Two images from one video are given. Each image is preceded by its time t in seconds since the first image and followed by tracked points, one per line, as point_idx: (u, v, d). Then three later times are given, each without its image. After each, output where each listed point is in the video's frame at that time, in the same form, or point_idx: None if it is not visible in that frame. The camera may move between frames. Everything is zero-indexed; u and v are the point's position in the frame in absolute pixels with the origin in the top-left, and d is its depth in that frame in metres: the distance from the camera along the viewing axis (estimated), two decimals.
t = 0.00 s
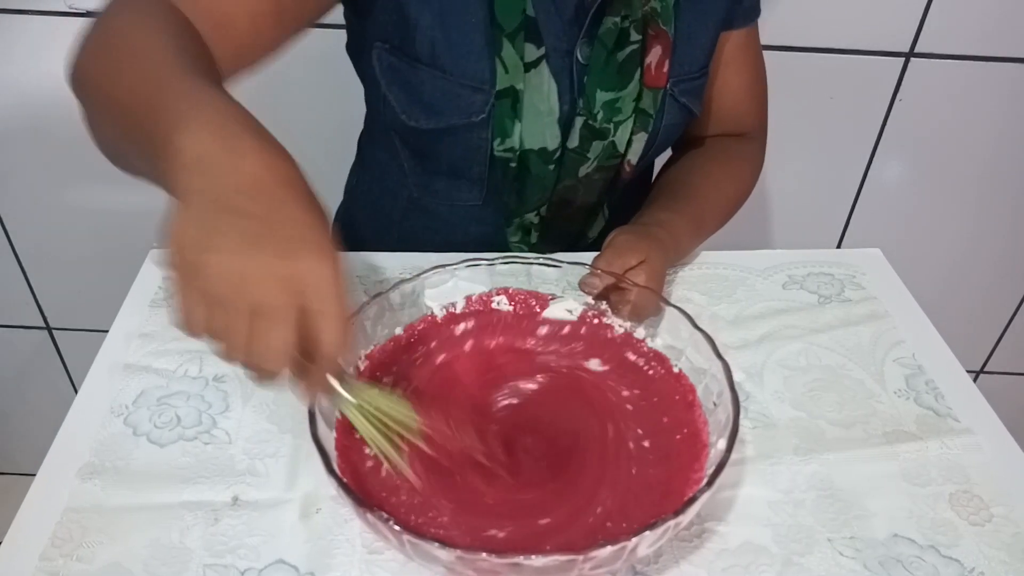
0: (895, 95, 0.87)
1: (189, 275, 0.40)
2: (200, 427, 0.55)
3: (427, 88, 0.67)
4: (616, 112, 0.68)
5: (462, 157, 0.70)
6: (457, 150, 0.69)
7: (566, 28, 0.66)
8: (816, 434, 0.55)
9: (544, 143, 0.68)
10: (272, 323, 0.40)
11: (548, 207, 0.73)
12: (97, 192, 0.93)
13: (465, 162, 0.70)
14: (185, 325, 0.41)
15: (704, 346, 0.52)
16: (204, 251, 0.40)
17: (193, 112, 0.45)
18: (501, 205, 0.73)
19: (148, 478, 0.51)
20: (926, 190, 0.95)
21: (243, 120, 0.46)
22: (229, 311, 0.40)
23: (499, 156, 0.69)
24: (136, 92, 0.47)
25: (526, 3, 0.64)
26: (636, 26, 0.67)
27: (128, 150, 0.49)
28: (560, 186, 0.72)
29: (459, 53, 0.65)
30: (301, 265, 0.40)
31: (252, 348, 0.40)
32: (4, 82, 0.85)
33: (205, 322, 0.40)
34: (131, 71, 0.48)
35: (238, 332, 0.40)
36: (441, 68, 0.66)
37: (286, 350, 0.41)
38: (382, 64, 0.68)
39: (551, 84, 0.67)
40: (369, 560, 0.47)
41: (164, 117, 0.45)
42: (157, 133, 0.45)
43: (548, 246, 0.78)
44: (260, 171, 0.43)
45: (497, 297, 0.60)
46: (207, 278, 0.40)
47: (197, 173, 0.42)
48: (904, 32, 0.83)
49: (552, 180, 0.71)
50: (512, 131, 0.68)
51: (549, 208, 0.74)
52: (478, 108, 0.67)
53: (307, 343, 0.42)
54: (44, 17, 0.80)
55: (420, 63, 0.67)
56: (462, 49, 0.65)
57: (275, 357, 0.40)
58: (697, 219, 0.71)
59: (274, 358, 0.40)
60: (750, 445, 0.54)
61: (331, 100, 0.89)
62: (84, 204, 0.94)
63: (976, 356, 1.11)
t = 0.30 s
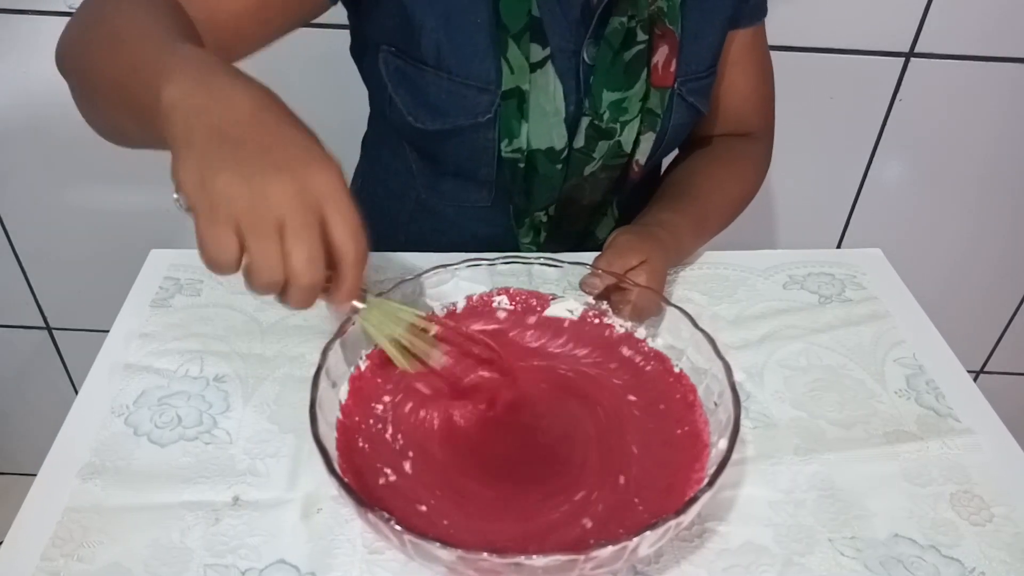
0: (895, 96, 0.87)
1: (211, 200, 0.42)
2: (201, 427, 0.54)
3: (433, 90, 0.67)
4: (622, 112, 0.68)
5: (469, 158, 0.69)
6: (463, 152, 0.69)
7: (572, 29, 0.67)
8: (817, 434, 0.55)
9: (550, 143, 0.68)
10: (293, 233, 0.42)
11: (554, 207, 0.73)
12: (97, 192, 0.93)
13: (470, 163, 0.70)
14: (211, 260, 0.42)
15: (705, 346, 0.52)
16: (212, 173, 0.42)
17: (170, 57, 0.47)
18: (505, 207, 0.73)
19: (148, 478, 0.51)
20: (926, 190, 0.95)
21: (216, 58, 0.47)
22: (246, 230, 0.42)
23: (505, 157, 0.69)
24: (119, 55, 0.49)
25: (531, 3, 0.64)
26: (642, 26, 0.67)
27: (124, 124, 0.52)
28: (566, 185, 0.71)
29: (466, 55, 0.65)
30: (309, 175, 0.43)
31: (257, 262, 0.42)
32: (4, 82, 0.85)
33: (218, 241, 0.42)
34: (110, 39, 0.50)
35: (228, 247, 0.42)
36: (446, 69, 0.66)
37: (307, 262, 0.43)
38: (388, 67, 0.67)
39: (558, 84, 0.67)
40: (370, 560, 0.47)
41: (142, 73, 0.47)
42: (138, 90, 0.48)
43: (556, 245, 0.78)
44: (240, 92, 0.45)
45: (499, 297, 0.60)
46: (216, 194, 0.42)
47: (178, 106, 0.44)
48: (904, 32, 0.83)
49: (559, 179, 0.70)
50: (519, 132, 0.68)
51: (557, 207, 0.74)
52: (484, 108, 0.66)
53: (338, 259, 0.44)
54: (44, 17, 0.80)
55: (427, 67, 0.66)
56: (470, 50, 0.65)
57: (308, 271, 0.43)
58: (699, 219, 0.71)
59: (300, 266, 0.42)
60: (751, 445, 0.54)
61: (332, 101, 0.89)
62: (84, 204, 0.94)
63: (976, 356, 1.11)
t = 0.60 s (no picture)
0: (895, 96, 0.87)
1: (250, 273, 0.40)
2: (202, 427, 0.55)
3: (426, 89, 0.67)
4: (618, 108, 0.68)
5: (462, 156, 0.70)
6: (458, 151, 0.70)
7: (568, 25, 0.66)
8: (818, 434, 0.55)
9: (541, 140, 0.68)
10: (333, 305, 0.40)
11: (548, 205, 0.73)
12: (97, 192, 0.93)
13: (464, 159, 0.70)
14: (237, 324, 0.39)
15: (706, 346, 0.52)
16: (243, 251, 0.41)
17: (207, 148, 0.46)
18: (499, 204, 0.74)
19: (149, 478, 0.51)
20: (926, 190, 0.95)
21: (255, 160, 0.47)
22: (286, 299, 0.39)
23: (495, 154, 0.69)
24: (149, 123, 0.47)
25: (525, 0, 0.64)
26: (639, 22, 0.67)
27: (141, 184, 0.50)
28: (560, 182, 0.71)
29: (457, 53, 0.65)
30: (339, 258, 0.42)
31: (292, 327, 0.39)
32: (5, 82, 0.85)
33: (252, 313, 0.39)
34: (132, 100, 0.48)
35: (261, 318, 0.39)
36: (439, 68, 0.66)
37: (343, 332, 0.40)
38: (383, 65, 0.68)
39: (550, 80, 0.67)
40: (372, 560, 0.47)
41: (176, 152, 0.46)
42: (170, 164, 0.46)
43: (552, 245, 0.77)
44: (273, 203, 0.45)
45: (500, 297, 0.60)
46: (253, 270, 0.40)
47: (216, 205, 0.44)
48: (904, 32, 0.83)
49: (550, 178, 0.71)
50: (509, 129, 0.68)
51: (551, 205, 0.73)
52: (476, 106, 0.67)
53: (370, 346, 0.42)
54: (44, 17, 0.80)
55: (419, 65, 0.67)
56: (464, 49, 0.65)
57: (336, 340, 0.39)
58: (699, 219, 0.71)
59: (336, 341, 0.39)
60: (751, 445, 0.54)
61: (332, 101, 0.89)
62: (84, 204, 0.94)
63: (976, 355, 1.11)
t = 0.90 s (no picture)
0: (895, 96, 0.87)
1: (326, 204, 0.43)
2: (202, 427, 0.54)
3: (435, 81, 0.67)
4: (622, 104, 0.68)
5: (470, 150, 0.70)
6: (466, 144, 0.69)
7: (574, 20, 0.67)
8: (818, 434, 0.55)
9: (551, 132, 0.68)
10: (406, 223, 0.43)
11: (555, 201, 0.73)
12: (97, 192, 0.93)
13: (472, 155, 0.70)
14: (332, 256, 0.43)
15: (707, 346, 0.53)
16: (319, 176, 0.43)
17: (249, 71, 0.46)
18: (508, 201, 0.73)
19: (150, 478, 0.51)
20: (926, 190, 0.95)
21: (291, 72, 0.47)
22: (367, 222, 0.43)
23: (505, 148, 0.69)
24: (180, 64, 0.47)
25: None
26: (645, 19, 0.67)
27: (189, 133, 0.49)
28: (568, 177, 0.72)
29: (467, 45, 0.65)
30: (404, 171, 0.44)
31: (375, 253, 0.43)
32: (5, 82, 0.84)
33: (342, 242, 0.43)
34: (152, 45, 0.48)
35: (349, 240, 0.43)
36: (448, 60, 0.66)
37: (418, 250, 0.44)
38: (392, 59, 0.68)
39: (559, 75, 0.67)
40: (372, 560, 0.47)
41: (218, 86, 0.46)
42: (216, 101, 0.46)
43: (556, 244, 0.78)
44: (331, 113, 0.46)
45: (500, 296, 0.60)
46: (331, 199, 0.43)
47: (279, 130, 0.45)
48: (904, 32, 0.83)
49: (560, 170, 0.71)
50: (519, 122, 0.68)
51: (560, 200, 0.74)
52: (485, 98, 0.66)
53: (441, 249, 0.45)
54: (44, 16, 0.80)
55: (429, 57, 0.66)
56: (472, 42, 0.65)
57: (417, 254, 0.44)
58: (699, 219, 0.71)
59: (415, 254, 0.43)
60: (751, 445, 0.55)
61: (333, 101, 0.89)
62: (84, 204, 0.94)
63: (976, 355, 1.11)
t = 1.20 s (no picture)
0: (894, 96, 0.87)
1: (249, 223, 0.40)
2: (202, 427, 0.54)
3: (428, 75, 0.67)
4: (618, 102, 0.68)
5: (462, 144, 0.70)
6: (458, 139, 0.70)
7: (569, 18, 0.66)
8: (818, 434, 0.55)
9: (543, 128, 0.68)
10: (326, 263, 0.41)
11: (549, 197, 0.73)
12: (96, 192, 0.93)
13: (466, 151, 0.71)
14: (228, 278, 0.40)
15: (707, 346, 0.53)
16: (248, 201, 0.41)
17: (217, 91, 0.46)
18: (500, 196, 0.74)
19: (149, 478, 0.51)
20: (926, 191, 0.95)
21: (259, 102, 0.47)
22: (280, 253, 0.40)
23: (498, 143, 0.69)
24: (150, 67, 0.46)
25: None
26: (639, 17, 0.67)
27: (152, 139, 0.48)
28: (561, 174, 0.71)
29: (460, 39, 0.66)
30: (343, 217, 0.42)
31: (281, 283, 0.40)
32: (4, 82, 0.85)
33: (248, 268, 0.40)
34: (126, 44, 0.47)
35: (254, 270, 0.40)
36: (442, 54, 0.67)
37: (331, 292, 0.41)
38: (386, 52, 0.68)
39: (551, 70, 0.67)
40: (372, 560, 0.47)
41: (183, 96, 0.45)
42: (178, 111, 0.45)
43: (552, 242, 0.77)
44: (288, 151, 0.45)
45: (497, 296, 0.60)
46: (254, 222, 0.40)
47: (226, 152, 0.44)
48: (904, 32, 0.83)
49: (553, 166, 0.70)
50: (511, 117, 0.68)
51: (554, 196, 0.73)
52: (478, 93, 0.67)
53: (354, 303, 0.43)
54: (44, 16, 0.80)
55: (423, 51, 0.67)
56: (465, 38, 0.65)
57: (331, 295, 0.40)
58: (698, 219, 0.71)
59: (326, 296, 0.40)
60: (751, 445, 0.54)
61: (333, 100, 0.89)
62: (84, 204, 0.94)
63: (976, 355, 1.11)
